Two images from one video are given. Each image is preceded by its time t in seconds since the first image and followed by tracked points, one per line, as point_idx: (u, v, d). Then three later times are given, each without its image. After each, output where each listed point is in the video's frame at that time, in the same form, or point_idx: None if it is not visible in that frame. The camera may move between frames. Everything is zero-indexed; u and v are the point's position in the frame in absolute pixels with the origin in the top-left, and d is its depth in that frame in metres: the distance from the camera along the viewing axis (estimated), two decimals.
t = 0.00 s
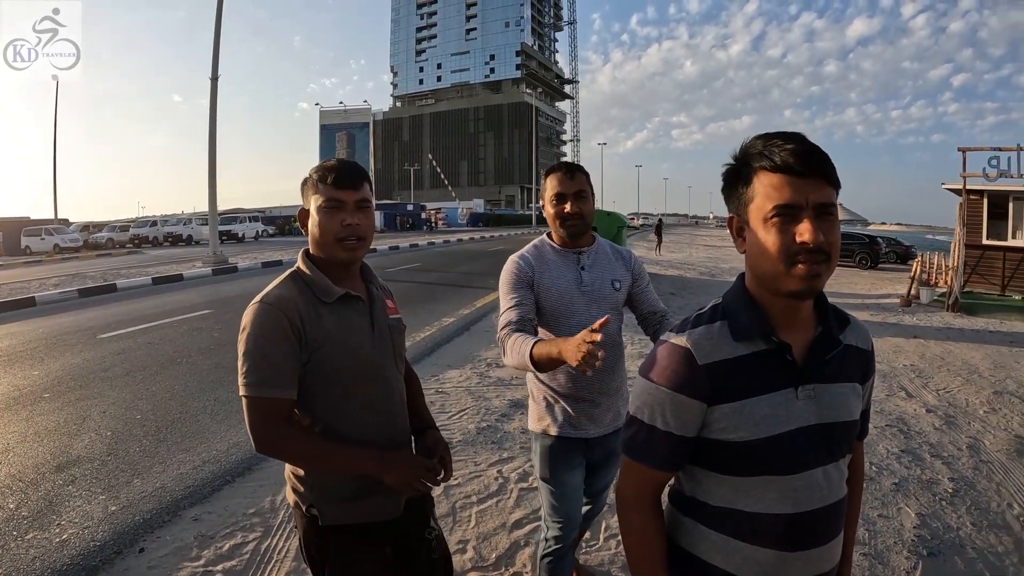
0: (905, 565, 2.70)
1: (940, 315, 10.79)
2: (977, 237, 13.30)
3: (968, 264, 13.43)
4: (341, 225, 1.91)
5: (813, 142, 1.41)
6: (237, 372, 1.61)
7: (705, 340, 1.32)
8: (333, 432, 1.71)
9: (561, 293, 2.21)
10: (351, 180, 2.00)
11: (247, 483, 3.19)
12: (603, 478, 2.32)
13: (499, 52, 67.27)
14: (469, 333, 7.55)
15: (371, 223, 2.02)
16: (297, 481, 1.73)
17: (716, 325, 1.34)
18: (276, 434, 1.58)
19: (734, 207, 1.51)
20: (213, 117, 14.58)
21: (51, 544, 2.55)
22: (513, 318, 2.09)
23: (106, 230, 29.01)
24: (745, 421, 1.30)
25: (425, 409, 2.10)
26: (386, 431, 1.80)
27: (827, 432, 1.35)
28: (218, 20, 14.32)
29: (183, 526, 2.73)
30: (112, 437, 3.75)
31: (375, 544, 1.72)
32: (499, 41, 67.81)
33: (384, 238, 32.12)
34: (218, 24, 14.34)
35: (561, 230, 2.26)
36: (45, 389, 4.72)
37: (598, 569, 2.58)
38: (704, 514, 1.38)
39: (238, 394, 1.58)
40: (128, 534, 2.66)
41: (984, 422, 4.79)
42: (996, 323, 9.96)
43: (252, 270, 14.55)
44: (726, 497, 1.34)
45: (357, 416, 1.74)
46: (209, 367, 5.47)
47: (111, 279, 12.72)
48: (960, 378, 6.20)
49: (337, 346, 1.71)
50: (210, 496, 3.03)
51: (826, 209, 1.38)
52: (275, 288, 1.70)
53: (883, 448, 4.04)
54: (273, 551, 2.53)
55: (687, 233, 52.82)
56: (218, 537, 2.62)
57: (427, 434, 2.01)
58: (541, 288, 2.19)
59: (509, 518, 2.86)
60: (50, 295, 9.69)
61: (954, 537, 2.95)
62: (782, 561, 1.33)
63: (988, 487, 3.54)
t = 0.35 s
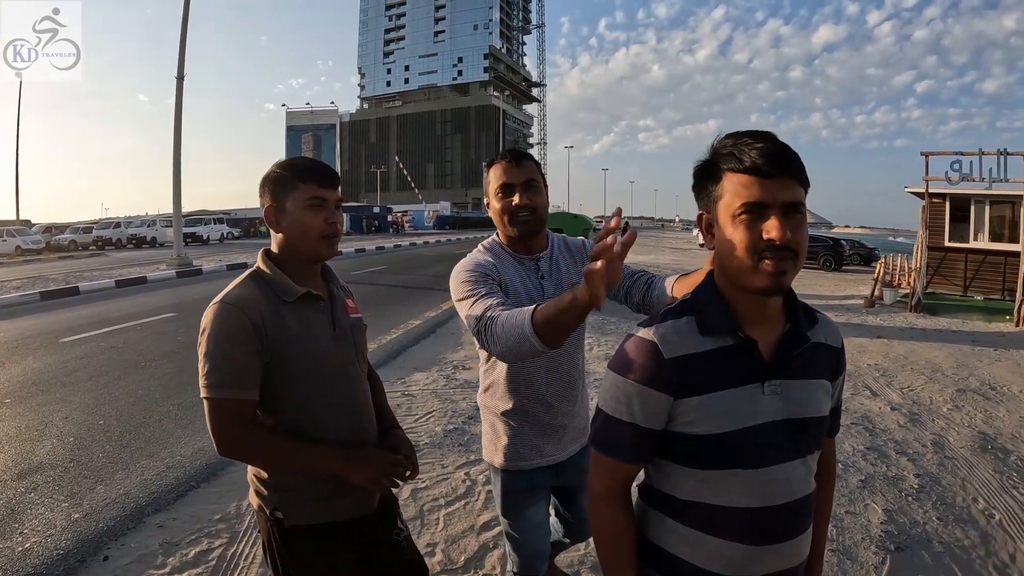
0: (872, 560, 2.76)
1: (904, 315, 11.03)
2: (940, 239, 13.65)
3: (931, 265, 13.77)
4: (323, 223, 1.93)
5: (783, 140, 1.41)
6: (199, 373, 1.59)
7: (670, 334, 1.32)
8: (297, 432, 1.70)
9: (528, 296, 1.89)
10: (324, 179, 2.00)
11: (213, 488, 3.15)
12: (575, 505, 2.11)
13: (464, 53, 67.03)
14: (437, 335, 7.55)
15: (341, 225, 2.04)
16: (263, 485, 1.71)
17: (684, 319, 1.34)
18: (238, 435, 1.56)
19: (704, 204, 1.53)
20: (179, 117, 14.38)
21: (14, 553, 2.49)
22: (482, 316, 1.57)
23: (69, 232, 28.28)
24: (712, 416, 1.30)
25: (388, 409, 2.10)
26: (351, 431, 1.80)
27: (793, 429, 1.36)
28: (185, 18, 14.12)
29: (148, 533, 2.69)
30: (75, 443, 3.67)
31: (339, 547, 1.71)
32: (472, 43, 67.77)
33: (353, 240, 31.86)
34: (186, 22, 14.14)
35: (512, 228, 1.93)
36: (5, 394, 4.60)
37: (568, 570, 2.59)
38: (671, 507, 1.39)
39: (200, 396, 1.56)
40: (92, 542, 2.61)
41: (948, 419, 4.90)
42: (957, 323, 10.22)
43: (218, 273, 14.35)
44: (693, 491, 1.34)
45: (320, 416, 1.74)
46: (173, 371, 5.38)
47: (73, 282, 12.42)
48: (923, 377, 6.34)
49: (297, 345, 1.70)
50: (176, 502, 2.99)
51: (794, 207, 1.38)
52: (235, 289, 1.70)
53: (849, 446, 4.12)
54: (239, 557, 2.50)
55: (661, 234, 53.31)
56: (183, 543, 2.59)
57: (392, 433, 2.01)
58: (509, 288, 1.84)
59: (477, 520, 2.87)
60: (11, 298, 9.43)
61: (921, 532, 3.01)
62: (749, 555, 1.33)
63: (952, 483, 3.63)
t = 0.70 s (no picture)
0: (833, 554, 2.81)
1: (863, 314, 11.31)
2: (899, 241, 14.06)
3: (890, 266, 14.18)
4: (273, 222, 1.91)
5: (697, 144, 1.41)
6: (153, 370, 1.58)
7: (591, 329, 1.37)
8: (250, 431, 1.70)
9: (476, 302, 1.88)
10: (273, 177, 1.98)
11: (174, 493, 3.12)
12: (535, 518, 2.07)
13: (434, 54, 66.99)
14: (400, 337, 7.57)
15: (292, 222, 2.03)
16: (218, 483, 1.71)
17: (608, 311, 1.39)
18: (192, 432, 1.55)
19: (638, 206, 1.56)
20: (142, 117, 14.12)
21: None
22: (434, 349, 1.58)
23: (25, 232, 27.38)
24: (636, 403, 1.32)
25: (343, 408, 2.10)
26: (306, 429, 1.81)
27: (725, 419, 1.35)
28: (149, 14, 13.85)
29: (107, 539, 2.65)
30: (32, 448, 3.58)
31: (295, 544, 1.73)
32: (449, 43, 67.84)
33: (320, 242, 31.48)
34: (149, 18, 13.87)
35: (457, 231, 1.94)
36: None
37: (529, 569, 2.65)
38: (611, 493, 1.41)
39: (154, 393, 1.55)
40: (51, 549, 2.55)
41: (905, 416, 5.03)
42: (915, 322, 10.49)
43: (179, 275, 14.11)
44: (629, 476, 1.36)
45: (275, 415, 1.74)
46: (134, 375, 5.29)
47: (29, 284, 12.07)
48: (882, 375, 6.50)
49: (251, 344, 1.70)
50: (136, 507, 2.95)
51: (705, 211, 1.37)
52: (189, 287, 1.68)
53: (809, 443, 4.21)
54: (200, 562, 2.49)
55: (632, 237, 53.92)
56: (144, 549, 2.55)
57: (347, 433, 2.02)
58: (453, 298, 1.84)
59: (438, 522, 2.91)
60: None
61: (881, 526, 3.08)
62: (683, 541, 1.34)
63: (911, 478, 3.73)
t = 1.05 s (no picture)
0: (788, 550, 2.88)
1: (820, 314, 11.58)
2: (854, 241, 14.49)
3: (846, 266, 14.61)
4: (212, 223, 1.87)
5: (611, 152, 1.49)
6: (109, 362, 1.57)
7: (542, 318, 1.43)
8: (204, 429, 1.69)
9: (431, 307, 1.87)
10: (224, 181, 1.96)
11: (130, 501, 3.07)
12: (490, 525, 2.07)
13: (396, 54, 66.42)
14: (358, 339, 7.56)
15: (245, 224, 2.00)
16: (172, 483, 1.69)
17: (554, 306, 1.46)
18: (145, 425, 1.55)
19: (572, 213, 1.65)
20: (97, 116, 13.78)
21: None
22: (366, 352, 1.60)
23: None
24: (573, 393, 1.38)
25: (302, 410, 2.08)
26: (263, 428, 1.80)
27: (654, 410, 1.39)
28: (105, 10, 13.53)
29: (63, 548, 2.59)
30: None
31: (249, 545, 1.71)
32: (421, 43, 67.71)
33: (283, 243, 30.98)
34: (105, 14, 13.54)
35: (414, 229, 1.92)
36: None
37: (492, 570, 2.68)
38: (552, 479, 1.46)
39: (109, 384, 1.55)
40: (6, 559, 2.48)
41: (859, 413, 5.17)
42: (872, 321, 10.76)
43: (135, 278, 13.76)
44: (566, 462, 1.41)
45: (231, 413, 1.73)
46: (88, 380, 5.16)
47: None
48: (836, 372, 6.66)
49: (207, 341, 1.69)
50: (92, 516, 2.89)
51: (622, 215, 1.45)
52: (148, 284, 1.69)
53: (765, 441, 4.30)
54: (158, 570, 2.46)
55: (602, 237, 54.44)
56: (100, 558, 2.51)
57: (304, 435, 2.01)
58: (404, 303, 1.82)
59: (396, 525, 2.93)
60: None
61: (836, 521, 3.16)
62: (608, 523, 1.39)
63: (865, 473, 3.83)
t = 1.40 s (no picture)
0: (776, 546, 2.90)
1: (806, 313, 11.66)
2: (839, 241, 14.63)
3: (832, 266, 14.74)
4: (210, 221, 1.85)
5: (612, 156, 1.56)
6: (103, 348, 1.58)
7: (523, 313, 1.46)
8: (192, 422, 1.67)
9: (426, 308, 1.85)
10: (224, 179, 1.95)
11: (118, 504, 3.05)
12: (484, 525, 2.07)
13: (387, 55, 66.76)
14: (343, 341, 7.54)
15: (244, 224, 1.98)
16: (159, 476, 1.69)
17: (537, 303, 1.49)
18: (135, 412, 1.55)
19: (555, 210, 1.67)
20: (81, 117, 13.68)
21: None
22: (357, 353, 1.59)
23: None
24: (561, 387, 1.42)
25: (293, 409, 2.06)
26: (253, 425, 1.78)
27: (632, 397, 1.48)
28: (89, 12, 13.45)
29: (51, 552, 2.56)
30: None
31: (234, 540, 1.69)
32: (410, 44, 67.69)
33: (268, 244, 30.78)
34: (89, 16, 13.46)
35: (412, 228, 1.91)
36: None
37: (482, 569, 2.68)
38: (536, 471, 1.47)
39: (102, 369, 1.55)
40: None
41: (845, 411, 5.20)
42: (856, 320, 10.81)
43: (120, 280, 13.63)
44: (554, 453, 1.44)
45: (220, 408, 1.71)
46: (73, 383, 5.11)
47: None
48: (822, 371, 6.72)
49: (199, 333, 1.69)
50: (79, 519, 2.87)
51: (623, 217, 1.53)
52: (147, 275, 1.70)
53: (752, 440, 4.32)
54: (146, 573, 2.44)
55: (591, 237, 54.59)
56: (89, 562, 2.49)
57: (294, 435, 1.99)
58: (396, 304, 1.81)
59: (386, 526, 2.92)
60: None
61: (823, 518, 3.18)
62: (595, 506, 1.45)
63: (851, 470, 3.87)
